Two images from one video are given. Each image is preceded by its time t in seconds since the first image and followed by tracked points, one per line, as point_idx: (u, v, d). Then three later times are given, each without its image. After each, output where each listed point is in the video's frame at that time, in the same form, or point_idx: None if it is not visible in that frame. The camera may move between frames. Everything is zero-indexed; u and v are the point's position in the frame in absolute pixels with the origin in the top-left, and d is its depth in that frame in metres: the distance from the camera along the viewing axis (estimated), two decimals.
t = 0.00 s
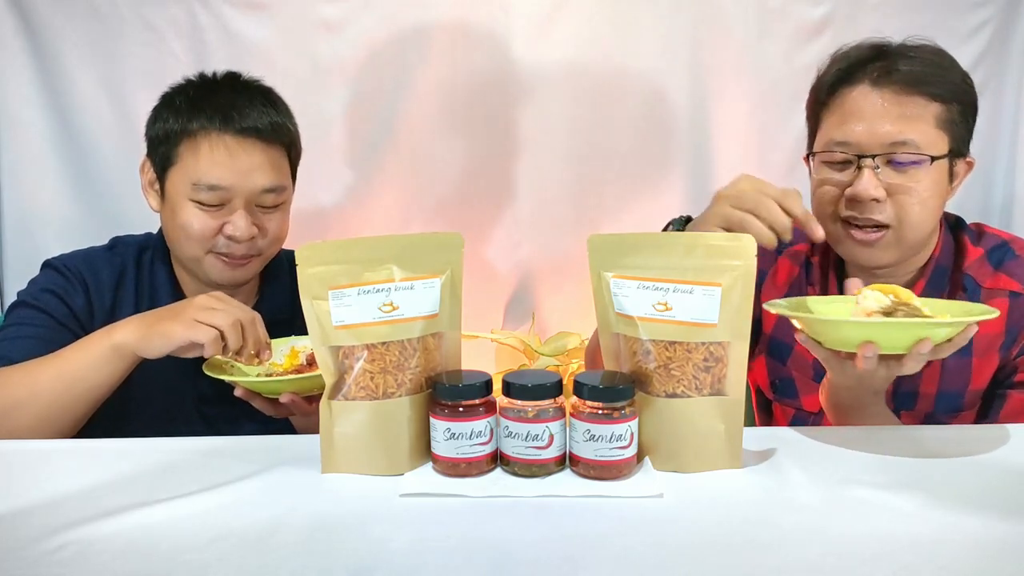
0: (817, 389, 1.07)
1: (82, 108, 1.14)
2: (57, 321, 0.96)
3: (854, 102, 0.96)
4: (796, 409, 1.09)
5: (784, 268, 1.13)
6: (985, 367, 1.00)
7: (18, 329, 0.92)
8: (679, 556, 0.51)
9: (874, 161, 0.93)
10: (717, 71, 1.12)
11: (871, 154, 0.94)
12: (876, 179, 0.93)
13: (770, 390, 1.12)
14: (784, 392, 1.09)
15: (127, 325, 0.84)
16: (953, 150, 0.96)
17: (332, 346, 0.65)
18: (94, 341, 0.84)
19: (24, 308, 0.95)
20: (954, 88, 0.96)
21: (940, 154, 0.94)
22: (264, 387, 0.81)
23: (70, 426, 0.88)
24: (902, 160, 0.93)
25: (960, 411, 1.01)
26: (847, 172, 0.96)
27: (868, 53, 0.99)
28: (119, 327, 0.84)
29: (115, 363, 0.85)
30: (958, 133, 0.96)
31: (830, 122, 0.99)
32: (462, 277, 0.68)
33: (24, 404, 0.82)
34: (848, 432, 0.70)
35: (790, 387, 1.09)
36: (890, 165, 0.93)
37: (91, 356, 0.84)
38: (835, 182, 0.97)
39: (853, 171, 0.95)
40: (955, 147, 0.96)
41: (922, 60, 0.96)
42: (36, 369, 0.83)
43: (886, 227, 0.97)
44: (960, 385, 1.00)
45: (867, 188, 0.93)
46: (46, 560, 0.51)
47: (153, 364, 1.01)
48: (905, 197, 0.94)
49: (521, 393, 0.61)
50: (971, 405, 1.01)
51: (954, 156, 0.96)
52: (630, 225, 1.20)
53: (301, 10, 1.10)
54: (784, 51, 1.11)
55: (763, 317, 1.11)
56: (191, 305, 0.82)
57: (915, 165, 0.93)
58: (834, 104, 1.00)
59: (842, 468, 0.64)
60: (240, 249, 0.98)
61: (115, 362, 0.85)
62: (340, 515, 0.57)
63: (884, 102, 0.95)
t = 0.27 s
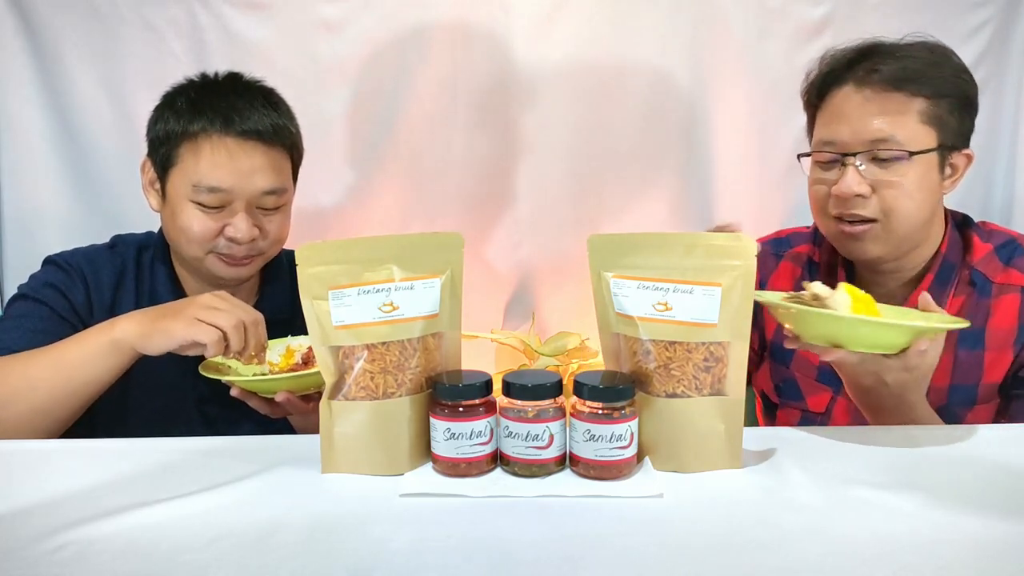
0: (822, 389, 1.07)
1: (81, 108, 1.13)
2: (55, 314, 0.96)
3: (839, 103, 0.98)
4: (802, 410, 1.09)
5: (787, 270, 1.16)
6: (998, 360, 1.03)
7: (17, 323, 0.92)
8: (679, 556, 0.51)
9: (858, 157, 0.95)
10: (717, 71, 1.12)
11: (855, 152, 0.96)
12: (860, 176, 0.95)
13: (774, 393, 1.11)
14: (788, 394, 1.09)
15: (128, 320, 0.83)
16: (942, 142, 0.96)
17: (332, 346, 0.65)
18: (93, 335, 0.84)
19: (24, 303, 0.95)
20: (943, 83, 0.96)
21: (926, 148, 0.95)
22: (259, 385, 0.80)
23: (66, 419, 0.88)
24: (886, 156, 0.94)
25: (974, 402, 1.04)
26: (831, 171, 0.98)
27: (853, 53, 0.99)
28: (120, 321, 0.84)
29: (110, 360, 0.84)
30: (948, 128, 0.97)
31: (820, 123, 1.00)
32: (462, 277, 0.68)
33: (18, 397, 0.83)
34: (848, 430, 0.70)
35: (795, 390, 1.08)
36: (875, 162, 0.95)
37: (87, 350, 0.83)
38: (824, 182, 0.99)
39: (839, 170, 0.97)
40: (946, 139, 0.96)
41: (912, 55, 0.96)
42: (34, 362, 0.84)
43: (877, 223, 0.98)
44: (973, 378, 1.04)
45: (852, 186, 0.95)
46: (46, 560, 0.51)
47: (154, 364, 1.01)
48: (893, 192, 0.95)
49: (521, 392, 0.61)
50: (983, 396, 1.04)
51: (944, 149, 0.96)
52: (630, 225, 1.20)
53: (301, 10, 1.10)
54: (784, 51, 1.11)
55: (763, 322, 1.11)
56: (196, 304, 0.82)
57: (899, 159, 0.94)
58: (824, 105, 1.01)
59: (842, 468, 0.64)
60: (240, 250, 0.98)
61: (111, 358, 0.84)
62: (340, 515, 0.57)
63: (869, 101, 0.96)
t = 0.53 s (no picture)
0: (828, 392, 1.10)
1: (81, 108, 1.13)
2: (55, 311, 0.96)
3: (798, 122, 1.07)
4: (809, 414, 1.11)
5: (789, 278, 1.21)
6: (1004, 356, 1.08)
7: (18, 317, 0.93)
8: (679, 556, 0.51)
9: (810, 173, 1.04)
10: (717, 71, 1.12)
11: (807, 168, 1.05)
12: (812, 189, 1.04)
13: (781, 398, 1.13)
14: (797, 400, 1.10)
15: (131, 313, 0.84)
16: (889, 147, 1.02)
17: (332, 346, 0.65)
18: (93, 325, 0.84)
19: (25, 299, 0.96)
20: (894, 93, 1.02)
21: (869, 154, 1.02)
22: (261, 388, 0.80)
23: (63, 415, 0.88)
24: (832, 168, 1.03)
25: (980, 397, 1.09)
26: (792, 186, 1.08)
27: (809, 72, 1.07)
28: (119, 313, 0.84)
29: (109, 350, 0.84)
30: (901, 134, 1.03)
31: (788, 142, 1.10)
32: (462, 276, 0.68)
33: (13, 391, 0.82)
34: (848, 430, 0.71)
35: (801, 396, 1.10)
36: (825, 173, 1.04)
37: (85, 340, 0.83)
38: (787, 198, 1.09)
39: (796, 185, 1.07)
40: (897, 142, 1.03)
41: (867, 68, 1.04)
42: (33, 355, 0.83)
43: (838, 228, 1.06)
44: (977, 374, 1.09)
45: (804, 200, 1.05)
46: (46, 559, 0.51)
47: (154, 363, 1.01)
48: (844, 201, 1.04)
49: (521, 392, 0.61)
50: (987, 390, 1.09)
51: (893, 153, 1.02)
52: (631, 225, 1.20)
53: (301, 10, 1.10)
54: (784, 51, 1.11)
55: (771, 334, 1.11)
56: (202, 307, 0.82)
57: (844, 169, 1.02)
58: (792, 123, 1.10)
59: (842, 468, 0.64)
60: (242, 251, 0.98)
61: (108, 350, 0.84)
62: (340, 515, 0.57)
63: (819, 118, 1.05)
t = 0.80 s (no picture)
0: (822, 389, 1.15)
1: (82, 107, 1.13)
2: (57, 309, 0.96)
3: (821, 113, 1.04)
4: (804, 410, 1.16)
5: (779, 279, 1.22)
6: (991, 343, 1.10)
7: (21, 313, 0.92)
8: (679, 556, 0.51)
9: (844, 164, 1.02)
10: (717, 71, 1.12)
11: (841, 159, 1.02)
12: (848, 181, 1.02)
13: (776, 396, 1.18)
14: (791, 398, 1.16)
15: (144, 309, 0.83)
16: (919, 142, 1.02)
17: (332, 346, 0.65)
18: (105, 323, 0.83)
19: (28, 297, 0.96)
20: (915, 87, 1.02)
21: (905, 147, 1.01)
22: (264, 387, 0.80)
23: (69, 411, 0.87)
24: (870, 159, 1.01)
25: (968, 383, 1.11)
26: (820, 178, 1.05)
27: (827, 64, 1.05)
28: (131, 310, 0.83)
29: (117, 349, 0.84)
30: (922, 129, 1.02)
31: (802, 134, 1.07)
32: (462, 276, 0.67)
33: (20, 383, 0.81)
34: (848, 430, 0.71)
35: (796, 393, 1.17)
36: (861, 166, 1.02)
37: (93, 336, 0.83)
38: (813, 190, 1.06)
39: (827, 178, 1.04)
40: (925, 136, 1.02)
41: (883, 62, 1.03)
42: (42, 350, 0.83)
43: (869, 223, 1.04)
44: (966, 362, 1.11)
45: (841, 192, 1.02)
46: (46, 559, 0.51)
47: (154, 363, 1.01)
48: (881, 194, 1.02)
49: (521, 392, 0.61)
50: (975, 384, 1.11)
51: (922, 147, 1.02)
52: (631, 226, 1.20)
53: (301, 11, 1.10)
54: (784, 51, 1.11)
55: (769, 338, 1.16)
56: (214, 311, 0.82)
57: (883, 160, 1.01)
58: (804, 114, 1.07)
59: (842, 468, 0.64)
60: (249, 249, 0.98)
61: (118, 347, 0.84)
62: (340, 515, 0.57)
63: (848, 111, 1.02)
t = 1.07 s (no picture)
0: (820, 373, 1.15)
1: (82, 107, 1.13)
2: (61, 303, 0.96)
3: (827, 103, 1.07)
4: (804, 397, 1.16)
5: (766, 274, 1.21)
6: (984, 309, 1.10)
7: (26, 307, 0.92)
8: (679, 556, 0.51)
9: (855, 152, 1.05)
10: (717, 71, 1.12)
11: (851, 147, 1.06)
12: (859, 170, 1.06)
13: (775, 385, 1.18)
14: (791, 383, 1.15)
15: (150, 301, 0.83)
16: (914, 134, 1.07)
17: (332, 346, 0.65)
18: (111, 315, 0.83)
19: (32, 291, 0.96)
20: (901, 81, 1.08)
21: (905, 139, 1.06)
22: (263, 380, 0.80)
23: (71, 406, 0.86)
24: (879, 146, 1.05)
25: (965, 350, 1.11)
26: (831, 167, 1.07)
27: (825, 58, 1.08)
28: (138, 303, 0.83)
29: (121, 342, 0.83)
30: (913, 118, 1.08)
31: (804, 125, 1.09)
32: (462, 276, 0.68)
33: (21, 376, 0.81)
34: (848, 429, 0.71)
35: (795, 377, 1.16)
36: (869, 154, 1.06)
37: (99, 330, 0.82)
38: (820, 178, 1.08)
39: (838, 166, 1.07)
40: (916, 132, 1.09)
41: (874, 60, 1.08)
42: (44, 341, 0.83)
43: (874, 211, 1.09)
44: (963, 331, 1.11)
45: (852, 179, 1.06)
46: (46, 559, 0.51)
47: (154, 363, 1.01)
48: (887, 181, 1.06)
49: (521, 393, 0.61)
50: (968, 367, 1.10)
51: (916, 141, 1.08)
52: (631, 226, 1.20)
53: (301, 10, 1.11)
54: (784, 51, 1.11)
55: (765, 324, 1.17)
56: (216, 288, 0.81)
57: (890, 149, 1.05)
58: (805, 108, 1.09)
59: (842, 468, 0.64)
60: (253, 245, 0.99)
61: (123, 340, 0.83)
62: (341, 515, 0.57)
63: (852, 102, 1.06)
